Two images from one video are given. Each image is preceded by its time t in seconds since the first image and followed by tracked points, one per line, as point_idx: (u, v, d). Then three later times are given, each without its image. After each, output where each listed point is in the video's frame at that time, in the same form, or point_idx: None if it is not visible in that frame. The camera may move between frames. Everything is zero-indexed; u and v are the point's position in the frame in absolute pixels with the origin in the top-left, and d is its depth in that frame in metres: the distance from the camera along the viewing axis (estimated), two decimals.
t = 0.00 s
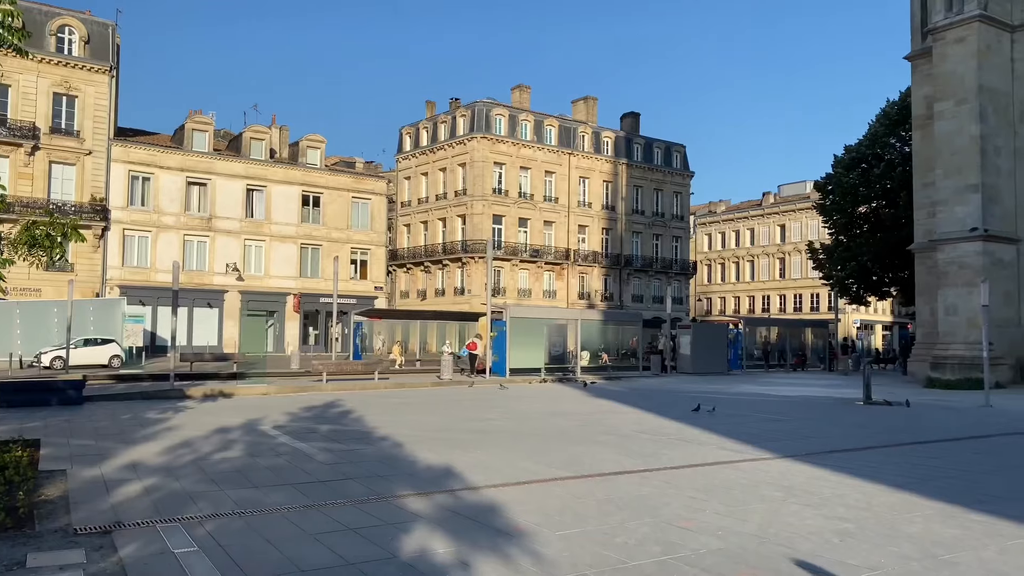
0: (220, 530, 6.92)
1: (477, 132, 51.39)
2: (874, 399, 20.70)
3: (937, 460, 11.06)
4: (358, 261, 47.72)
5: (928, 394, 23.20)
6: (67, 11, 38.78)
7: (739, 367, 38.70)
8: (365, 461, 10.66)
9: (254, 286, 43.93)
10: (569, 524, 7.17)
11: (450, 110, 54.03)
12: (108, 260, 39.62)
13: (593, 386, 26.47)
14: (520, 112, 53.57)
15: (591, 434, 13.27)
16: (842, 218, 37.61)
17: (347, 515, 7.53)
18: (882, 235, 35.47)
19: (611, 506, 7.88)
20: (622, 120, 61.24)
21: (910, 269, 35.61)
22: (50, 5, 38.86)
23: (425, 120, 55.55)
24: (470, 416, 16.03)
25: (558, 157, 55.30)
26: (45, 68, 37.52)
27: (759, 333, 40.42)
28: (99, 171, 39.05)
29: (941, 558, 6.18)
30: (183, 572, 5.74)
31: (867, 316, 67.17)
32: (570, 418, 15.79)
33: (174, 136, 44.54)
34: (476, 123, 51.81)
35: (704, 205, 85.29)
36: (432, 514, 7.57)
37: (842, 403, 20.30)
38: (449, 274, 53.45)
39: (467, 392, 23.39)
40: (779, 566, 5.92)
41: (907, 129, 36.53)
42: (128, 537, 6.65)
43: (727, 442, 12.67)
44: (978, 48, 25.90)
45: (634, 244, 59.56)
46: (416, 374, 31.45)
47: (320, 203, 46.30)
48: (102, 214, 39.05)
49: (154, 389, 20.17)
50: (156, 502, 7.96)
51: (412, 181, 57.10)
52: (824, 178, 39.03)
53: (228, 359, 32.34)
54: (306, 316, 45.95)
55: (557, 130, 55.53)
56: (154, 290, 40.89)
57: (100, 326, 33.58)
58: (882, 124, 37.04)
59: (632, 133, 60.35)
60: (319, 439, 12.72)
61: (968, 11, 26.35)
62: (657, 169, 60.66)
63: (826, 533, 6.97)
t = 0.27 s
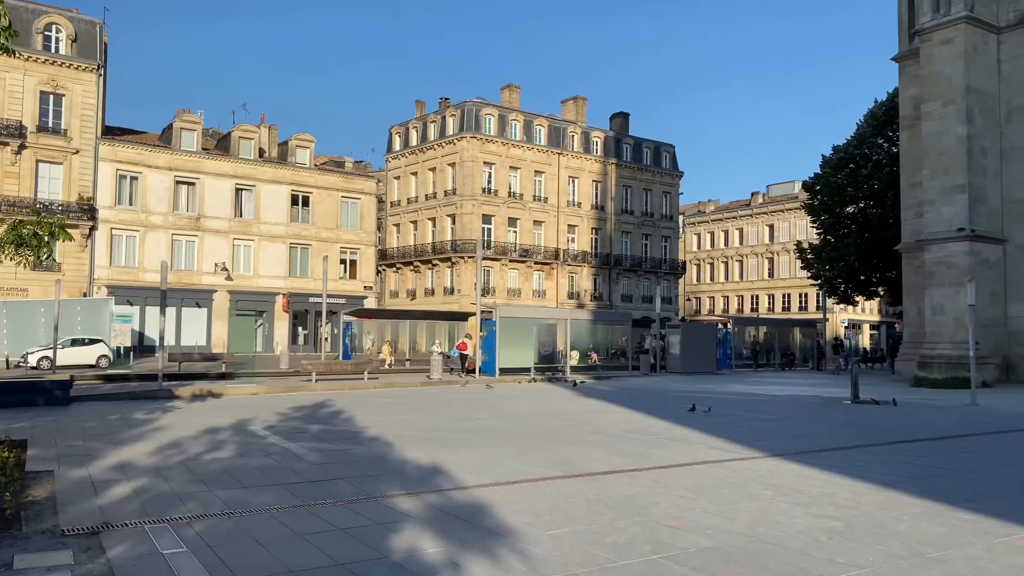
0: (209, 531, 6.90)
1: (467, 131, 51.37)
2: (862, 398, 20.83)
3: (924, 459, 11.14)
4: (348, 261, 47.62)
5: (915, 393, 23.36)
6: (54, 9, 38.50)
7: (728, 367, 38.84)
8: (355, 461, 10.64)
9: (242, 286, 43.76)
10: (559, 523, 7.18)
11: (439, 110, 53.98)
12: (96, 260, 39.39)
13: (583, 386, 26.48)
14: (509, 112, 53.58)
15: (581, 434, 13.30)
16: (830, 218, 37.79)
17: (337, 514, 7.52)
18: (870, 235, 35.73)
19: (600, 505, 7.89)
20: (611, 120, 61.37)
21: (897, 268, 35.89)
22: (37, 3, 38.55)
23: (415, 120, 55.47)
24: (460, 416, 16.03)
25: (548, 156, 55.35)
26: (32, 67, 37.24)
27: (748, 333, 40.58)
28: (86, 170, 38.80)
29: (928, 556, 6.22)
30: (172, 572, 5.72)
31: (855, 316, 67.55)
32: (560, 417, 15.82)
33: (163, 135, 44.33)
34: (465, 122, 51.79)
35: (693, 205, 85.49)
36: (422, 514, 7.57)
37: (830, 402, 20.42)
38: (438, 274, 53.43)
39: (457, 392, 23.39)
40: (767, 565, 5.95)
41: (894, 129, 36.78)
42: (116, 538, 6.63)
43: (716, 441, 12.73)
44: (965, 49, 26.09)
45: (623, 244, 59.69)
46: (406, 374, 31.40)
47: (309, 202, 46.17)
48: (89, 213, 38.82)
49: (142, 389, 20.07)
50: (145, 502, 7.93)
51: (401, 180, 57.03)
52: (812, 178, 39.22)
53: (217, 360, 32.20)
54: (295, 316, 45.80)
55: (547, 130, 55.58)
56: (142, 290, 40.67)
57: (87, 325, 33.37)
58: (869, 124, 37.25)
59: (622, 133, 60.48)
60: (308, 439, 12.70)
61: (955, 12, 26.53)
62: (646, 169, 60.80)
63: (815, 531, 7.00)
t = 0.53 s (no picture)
0: (200, 532, 6.88)
1: (457, 131, 51.33)
2: (851, 397, 20.94)
3: (912, 458, 11.22)
4: (338, 260, 47.52)
5: (903, 392, 23.49)
6: (41, 8, 38.26)
7: (717, 366, 38.98)
8: (345, 461, 10.63)
9: (232, 286, 43.60)
10: (550, 523, 7.19)
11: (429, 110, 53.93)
12: (84, 260, 39.18)
13: (574, 386, 26.51)
14: (499, 112, 53.59)
15: (571, 433, 13.34)
16: (819, 218, 37.95)
17: (328, 515, 7.51)
18: (858, 235, 35.96)
19: (590, 505, 7.91)
20: (601, 120, 61.46)
21: (885, 268, 36.13)
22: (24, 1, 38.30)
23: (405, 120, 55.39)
24: (450, 416, 16.03)
25: (538, 156, 55.39)
26: (19, 65, 36.99)
27: (737, 332, 40.71)
28: (74, 169, 38.57)
29: (917, 555, 6.27)
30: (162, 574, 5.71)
31: (844, 315, 67.85)
32: (550, 417, 15.84)
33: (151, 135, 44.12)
34: (455, 122, 51.76)
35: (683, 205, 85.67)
36: (412, 514, 7.57)
37: (819, 401, 20.52)
38: (429, 274, 53.39)
39: (447, 392, 23.38)
40: (756, 564, 5.99)
41: (882, 130, 36.98)
42: (105, 539, 6.61)
43: (705, 440, 12.79)
44: (952, 51, 26.28)
45: (613, 244, 59.80)
46: (396, 374, 31.36)
47: (298, 202, 46.05)
48: (77, 213, 38.60)
49: (131, 390, 19.97)
50: (135, 504, 7.90)
51: (391, 180, 56.95)
52: (801, 178, 39.37)
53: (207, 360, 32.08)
54: (285, 316, 45.65)
55: (537, 130, 55.62)
56: (130, 290, 40.46)
57: (75, 326, 33.18)
58: (857, 125, 37.44)
59: (612, 133, 60.59)
60: (299, 439, 12.67)
61: (942, 14, 26.70)
62: (636, 169, 60.92)
63: (805, 530, 7.04)
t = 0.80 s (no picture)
0: (188, 533, 6.85)
1: (447, 131, 51.29)
2: (839, 396, 21.04)
3: (900, 457, 11.28)
4: (328, 260, 47.39)
5: (891, 392, 23.62)
6: (29, 6, 38.02)
7: (706, 366, 39.09)
8: (335, 461, 10.60)
9: (221, 286, 43.43)
10: (539, 523, 7.20)
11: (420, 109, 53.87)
12: (72, 260, 38.95)
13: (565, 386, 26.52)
14: (490, 112, 53.58)
15: (561, 433, 13.35)
16: (808, 218, 38.11)
17: (317, 516, 7.49)
18: (847, 235, 36.16)
19: (580, 504, 7.92)
20: (591, 120, 61.54)
21: (874, 268, 36.36)
22: None
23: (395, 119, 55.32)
24: (441, 416, 16.01)
25: (529, 156, 55.41)
26: (6, 64, 36.74)
27: (726, 332, 40.82)
28: (62, 169, 38.33)
29: (903, 553, 6.32)
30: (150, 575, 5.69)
31: (833, 315, 68.18)
32: (541, 417, 15.85)
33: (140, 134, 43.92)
34: (446, 122, 51.70)
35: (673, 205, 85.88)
36: (402, 514, 7.56)
37: (808, 400, 20.62)
38: (419, 274, 53.32)
39: (438, 392, 23.36)
40: (746, 563, 6.01)
41: (870, 130, 37.19)
42: (93, 541, 6.57)
43: (695, 440, 12.84)
44: (940, 52, 26.44)
45: (604, 244, 59.88)
46: (386, 374, 31.32)
47: (288, 202, 45.92)
48: (65, 212, 38.36)
49: (119, 390, 19.87)
50: (123, 505, 7.87)
51: (382, 180, 56.86)
52: (791, 179, 39.53)
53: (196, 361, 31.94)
54: (275, 316, 45.51)
55: (528, 130, 55.64)
56: (119, 290, 40.23)
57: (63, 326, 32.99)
58: (846, 125, 37.63)
59: (602, 133, 60.69)
60: (289, 440, 12.64)
61: (930, 15, 26.86)
62: (626, 169, 61.03)
63: (794, 529, 7.07)
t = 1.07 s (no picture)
0: (177, 534, 6.82)
1: (437, 131, 51.25)
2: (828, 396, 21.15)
3: (888, 457, 11.36)
4: (317, 260, 47.28)
5: (879, 391, 23.76)
6: (16, 4, 37.77)
7: (696, 366, 39.20)
8: (325, 462, 10.59)
9: (210, 286, 43.26)
10: (529, 523, 7.21)
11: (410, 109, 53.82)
12: (59, 260, 38.70)
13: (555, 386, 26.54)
14: (480, 112, 53.57)
15: (551, 433, 13.37)
16: (797, 219, 38.28)
17: (307, 516, 7.48)
18: (836, 236, 36.35)
19: (571, 504, 7.94)
20: (582, 121, 61.61)
21: (862, 268, 36.57)
22: None
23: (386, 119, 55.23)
24: (431, 416, 16.01)
25: (519, 156, 55.43)
26: None
27: (716, 332, 40.93)
28: (50, 169, 38.06)
29: (891, 551, 6.36)
30: None
31: (821, 315, 68.52)
32: (531, 417, 15.88)
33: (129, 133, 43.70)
34: (436, 122, 51.65)
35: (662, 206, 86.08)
36: (392, 514, 7.56)
37: (796, 400, 20.71)
38: (409, 274, 53.27)
39: (428, 392, 23.35)
40: (735, 562, 6.04)
41: (859, 131, 37.39)
42: (81, 542, 6.54)
43: (685, 439, 12.89)
44: (928, 53, 26.61)
45: (594, 244, 59.97)
46: (376, 374, 31.27)
47: (278, 202, 45.79)
48: (53, 212, 38.10)
49: (107, 391, 19.76)
50: (111, 506, 7.83)
51: (372, 180, 56.77)
52: (780, 179, 39.69)
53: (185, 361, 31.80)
54: (264, 317, 45.39)
55: (518, 130, 55.65)
56: (107, 290, 40.02)
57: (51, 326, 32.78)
58: (835, 126, 37.81)
59: (592, 133, 60.78)
60: (278, 440, 12.61)
61: (918, 17, 27.01)
62: (617, 169, 61.14)
63: (783, 528, 7.11)
